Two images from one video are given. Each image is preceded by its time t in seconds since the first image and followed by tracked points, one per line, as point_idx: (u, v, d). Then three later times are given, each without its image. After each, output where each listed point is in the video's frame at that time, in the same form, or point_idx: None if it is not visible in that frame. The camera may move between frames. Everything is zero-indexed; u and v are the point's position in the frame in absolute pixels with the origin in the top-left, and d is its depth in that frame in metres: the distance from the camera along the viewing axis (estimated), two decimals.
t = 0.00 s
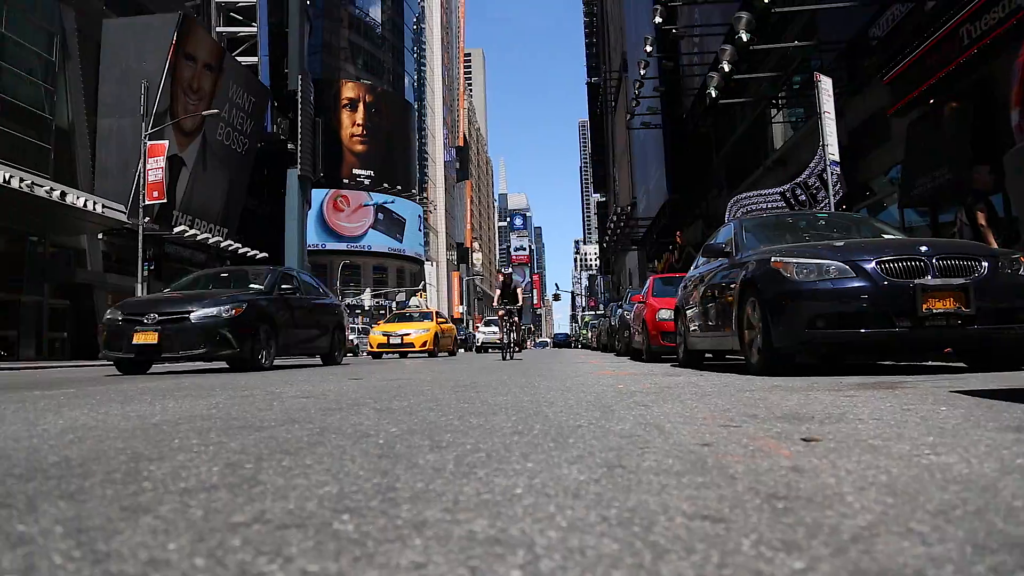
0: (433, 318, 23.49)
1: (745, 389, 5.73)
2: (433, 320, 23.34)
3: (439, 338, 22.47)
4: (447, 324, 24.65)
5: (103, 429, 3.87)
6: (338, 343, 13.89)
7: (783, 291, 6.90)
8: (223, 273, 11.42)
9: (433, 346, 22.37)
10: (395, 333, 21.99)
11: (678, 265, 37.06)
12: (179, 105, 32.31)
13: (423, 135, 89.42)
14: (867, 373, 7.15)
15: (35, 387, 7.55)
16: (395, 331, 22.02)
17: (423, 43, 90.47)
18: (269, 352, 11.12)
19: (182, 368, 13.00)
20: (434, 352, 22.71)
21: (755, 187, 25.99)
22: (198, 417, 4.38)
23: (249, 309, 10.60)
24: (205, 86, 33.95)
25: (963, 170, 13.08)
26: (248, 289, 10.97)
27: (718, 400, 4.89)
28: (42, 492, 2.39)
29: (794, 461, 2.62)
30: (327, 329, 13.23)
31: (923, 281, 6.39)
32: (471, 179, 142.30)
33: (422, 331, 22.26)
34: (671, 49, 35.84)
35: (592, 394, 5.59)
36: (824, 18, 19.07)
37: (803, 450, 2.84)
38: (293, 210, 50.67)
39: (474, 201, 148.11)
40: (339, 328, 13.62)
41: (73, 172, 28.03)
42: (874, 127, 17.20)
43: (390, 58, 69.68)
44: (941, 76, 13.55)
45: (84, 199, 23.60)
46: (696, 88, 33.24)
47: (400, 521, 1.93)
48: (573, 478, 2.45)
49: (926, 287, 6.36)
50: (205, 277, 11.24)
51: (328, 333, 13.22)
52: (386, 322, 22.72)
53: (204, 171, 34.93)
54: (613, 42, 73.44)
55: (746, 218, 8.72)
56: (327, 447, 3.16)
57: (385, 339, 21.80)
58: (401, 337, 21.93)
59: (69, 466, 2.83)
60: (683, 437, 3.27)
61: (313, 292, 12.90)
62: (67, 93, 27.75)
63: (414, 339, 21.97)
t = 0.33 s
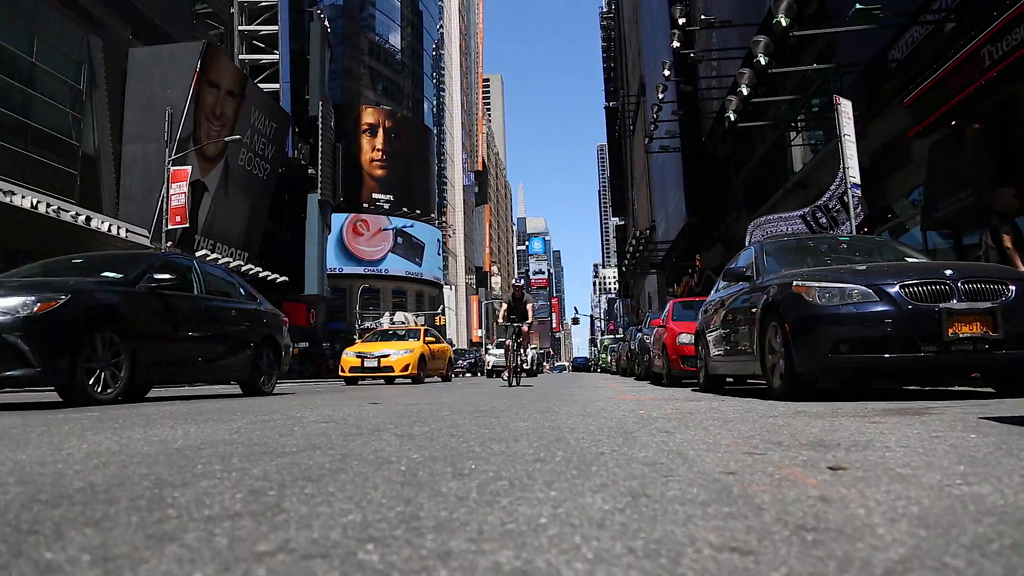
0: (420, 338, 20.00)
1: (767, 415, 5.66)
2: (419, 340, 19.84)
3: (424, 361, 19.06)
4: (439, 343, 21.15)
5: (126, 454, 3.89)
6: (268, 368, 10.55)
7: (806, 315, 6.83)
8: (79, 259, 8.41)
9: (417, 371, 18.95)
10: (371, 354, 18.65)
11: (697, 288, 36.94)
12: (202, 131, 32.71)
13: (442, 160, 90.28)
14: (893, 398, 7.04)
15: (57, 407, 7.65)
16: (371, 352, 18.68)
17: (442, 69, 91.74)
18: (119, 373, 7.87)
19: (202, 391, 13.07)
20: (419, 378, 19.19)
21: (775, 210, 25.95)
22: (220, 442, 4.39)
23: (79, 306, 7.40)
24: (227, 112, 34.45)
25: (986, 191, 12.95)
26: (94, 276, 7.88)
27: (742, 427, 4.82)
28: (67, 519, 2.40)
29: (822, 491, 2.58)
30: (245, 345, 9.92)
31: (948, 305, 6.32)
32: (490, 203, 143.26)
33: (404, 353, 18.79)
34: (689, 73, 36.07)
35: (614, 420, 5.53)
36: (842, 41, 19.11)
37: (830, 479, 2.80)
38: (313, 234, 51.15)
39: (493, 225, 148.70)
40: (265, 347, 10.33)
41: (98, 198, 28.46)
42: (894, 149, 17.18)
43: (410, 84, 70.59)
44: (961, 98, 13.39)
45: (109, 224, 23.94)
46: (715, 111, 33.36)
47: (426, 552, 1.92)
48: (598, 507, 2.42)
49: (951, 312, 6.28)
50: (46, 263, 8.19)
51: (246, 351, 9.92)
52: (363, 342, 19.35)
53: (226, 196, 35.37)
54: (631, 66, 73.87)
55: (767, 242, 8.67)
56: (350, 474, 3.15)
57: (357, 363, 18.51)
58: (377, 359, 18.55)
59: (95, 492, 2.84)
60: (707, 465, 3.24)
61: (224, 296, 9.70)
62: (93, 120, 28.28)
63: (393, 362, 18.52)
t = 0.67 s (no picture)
0: (371, 348, 15.53)
1: (775, 431, 5.64)
2: (370, 351, 15.38)
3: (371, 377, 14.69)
4: (396, 356, 16.68)
5: (134, 474, 3.89)
6: (50, 387, 7.22)
7: (812, 329, 6.81)
8: None
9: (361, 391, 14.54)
10: (305, 367, 14.22)
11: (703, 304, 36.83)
12: (209, 151, 33.00)
13: (446, 177, 90.73)
14: (901, 412, 7.00)
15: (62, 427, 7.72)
16: (305, 365, 14.25)
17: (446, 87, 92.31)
18: None
19: (209, 412, 13.09)
20: (364, 399, 14.73)
21: (779, 225, 25.95)
22: (227, 462, 4.38)
23: None
24: (233, 132, 34.72)
25: (991, 204, 12.95)
26: None
27: (749, 442, 4.81)
28: (74, 542, 2.40)
29: (831, 507, 2.57)
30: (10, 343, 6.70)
31: (955, 318, 6.30)
32: (494, 220, 143.69)
33: (348, 366, 14.34)
34: (692, 88, 36.27)
35: (621, 437, 5.50)
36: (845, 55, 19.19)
37: (838, 495, 2.79)
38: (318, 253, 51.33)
39: (498, 241, 149.06)
40: (40, 351, 6.95)
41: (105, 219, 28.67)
42: (897, 163, 17.22)
43: (414, 102, 71.05)
44: (963, 112, 13.51)
45: (114, 243, 24.09)
46: (719, 126, 33.49)
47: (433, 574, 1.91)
48: (606, 526, 2.41)
49: (958, 325, 6.26)
50: None
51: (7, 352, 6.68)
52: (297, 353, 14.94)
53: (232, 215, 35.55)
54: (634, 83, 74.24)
55: (772, 256, 8.68)
56: (356, 494, 3.15)
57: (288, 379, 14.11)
58: (308, 374, 14.09)
59: (102, 514, 2.84)
60: (715, 482, 3.22)
61: None
62: (99, 141, 28.49)
63: (328, 379, 14.05)
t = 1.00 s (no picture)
0: (268, 344, 11.49)
1: (780, 437, 5.63)
2: (265, 347, 11.39)
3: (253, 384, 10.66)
4: (311, 356, 12.47)
5: (139, 486, 3.88)
6: None
7: (816, 334, 6.79)
8: None
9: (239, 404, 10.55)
10: (155, 367, 10.34)
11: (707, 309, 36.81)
12: (212, 162, 33.16)
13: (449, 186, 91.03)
14: (908, 417, 6.97)
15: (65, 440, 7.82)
16: (155, 365, 10.36)
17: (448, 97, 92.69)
18: None
19: (211, 421, 13.19)
20: (245, 414, 10.77)
21: (782, 230, 25.95)
22: (232, 473, 4.36)
23: None
24: (236, 142, 34.86)
25: (994, 208, 12.93)
26: None
27: (756, 448, 4.79)
28: (80, 554, 2.39)
29: (839, 514, 2.55)
30: None
31: (961, 322, 6.28)
32: (497, 228, 143.96)
33: (216, 369, 10.34)
34: (693, 95, 36.37)
35: (626, 444, 5.49)
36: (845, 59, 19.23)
37: (847, 502, 2.77)
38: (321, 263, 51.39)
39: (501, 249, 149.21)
40: None
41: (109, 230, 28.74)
42: (899, 168, 17.23)
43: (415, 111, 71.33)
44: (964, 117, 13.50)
45: (119, 255, 24.18)
46: (720, 132, 33.58)
47: None
48: (613, 535, 2.40)
49: (964, 328, 6.24)
50: None
51: None
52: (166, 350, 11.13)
53: (235, 226, 35.63)
54: (634, 89, 74.50)
55: (775, 262, 8.67)
56: (362, 504, 3.14)
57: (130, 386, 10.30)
58: (159, 381, 10.18)
59: (107, 526, 2.83)
60: (722, 488, 3.20)
61: None
62: (103, 152, 28.55)
63: (186, 388, 10.14)
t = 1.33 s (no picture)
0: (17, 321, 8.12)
1: (787, 446, 5.62)
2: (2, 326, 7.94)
3: None
4: (109, 343, 8.80)
5: (143, 495, 3.87)
6: None
7: (823, 343, 6.76)
8: None
9: None
10: None
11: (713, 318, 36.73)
12: (218, 171, 33.32)
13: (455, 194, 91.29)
14: (917, 427, 6.93)
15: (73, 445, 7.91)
16: None
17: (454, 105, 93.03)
18: None
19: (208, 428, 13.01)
20: None
21: (788, 238, 25.91)
22: (238, 481, 4.36)
23: None
24: (242, 151, 35.01)
25: (1002, 216, 12.85)
26: None
27: (761, 457, 4.77)
28: (84, 564, 2.39)
29: (847, 524, 2.53)
30: None
31: (969, 330, 6.24)
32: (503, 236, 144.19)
33: None
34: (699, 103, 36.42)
35: (632, 453, 5.47)
36: (851, 68, 19.23)
37: (855, 513, 2.76)
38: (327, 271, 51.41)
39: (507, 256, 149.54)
40: None
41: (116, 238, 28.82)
42: (906, 176, 17.17)
43: (422, 120, 71.62)
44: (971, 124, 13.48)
45: (125, 262, 24.30)
46: (726, 140, 33.58)
47: None
48: (619, 545, 2.39)
49: (973, 337, 6.21)
50: None
51: None
52: None
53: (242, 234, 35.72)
54: (641, 98, 74.65)
55: (782, 270, 8.64)
56: (368, 514, 3.14)
57: None
58: None
59: (113, 535, 2.83)
60: (729, 499, 3.19)
61: None
62: (110, 161, 28.64)
63: None
